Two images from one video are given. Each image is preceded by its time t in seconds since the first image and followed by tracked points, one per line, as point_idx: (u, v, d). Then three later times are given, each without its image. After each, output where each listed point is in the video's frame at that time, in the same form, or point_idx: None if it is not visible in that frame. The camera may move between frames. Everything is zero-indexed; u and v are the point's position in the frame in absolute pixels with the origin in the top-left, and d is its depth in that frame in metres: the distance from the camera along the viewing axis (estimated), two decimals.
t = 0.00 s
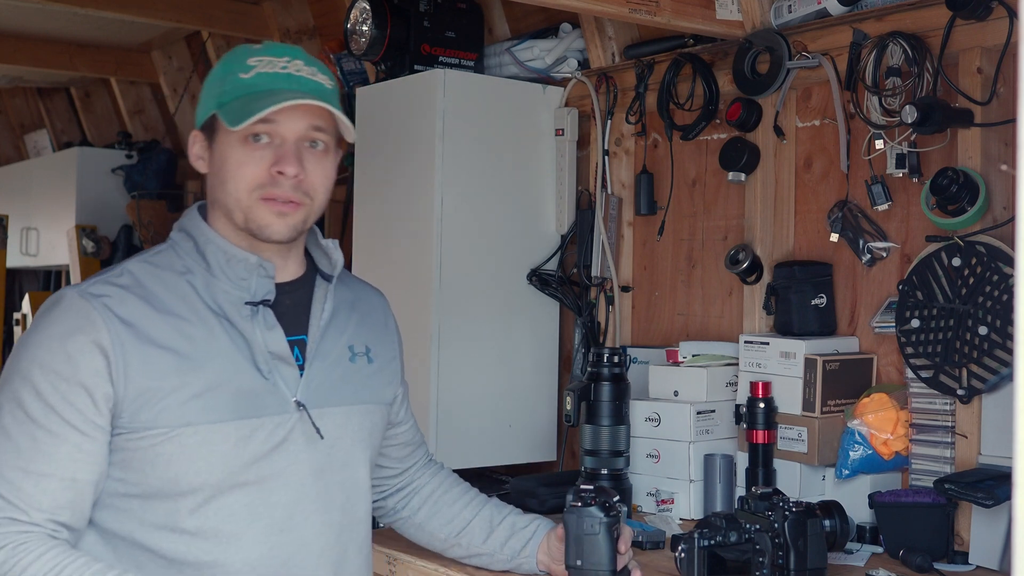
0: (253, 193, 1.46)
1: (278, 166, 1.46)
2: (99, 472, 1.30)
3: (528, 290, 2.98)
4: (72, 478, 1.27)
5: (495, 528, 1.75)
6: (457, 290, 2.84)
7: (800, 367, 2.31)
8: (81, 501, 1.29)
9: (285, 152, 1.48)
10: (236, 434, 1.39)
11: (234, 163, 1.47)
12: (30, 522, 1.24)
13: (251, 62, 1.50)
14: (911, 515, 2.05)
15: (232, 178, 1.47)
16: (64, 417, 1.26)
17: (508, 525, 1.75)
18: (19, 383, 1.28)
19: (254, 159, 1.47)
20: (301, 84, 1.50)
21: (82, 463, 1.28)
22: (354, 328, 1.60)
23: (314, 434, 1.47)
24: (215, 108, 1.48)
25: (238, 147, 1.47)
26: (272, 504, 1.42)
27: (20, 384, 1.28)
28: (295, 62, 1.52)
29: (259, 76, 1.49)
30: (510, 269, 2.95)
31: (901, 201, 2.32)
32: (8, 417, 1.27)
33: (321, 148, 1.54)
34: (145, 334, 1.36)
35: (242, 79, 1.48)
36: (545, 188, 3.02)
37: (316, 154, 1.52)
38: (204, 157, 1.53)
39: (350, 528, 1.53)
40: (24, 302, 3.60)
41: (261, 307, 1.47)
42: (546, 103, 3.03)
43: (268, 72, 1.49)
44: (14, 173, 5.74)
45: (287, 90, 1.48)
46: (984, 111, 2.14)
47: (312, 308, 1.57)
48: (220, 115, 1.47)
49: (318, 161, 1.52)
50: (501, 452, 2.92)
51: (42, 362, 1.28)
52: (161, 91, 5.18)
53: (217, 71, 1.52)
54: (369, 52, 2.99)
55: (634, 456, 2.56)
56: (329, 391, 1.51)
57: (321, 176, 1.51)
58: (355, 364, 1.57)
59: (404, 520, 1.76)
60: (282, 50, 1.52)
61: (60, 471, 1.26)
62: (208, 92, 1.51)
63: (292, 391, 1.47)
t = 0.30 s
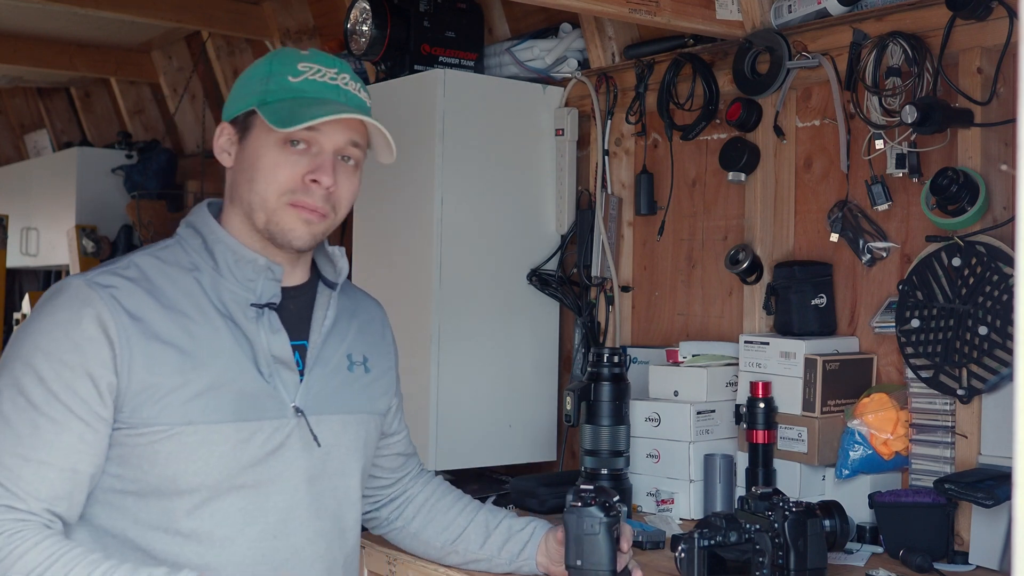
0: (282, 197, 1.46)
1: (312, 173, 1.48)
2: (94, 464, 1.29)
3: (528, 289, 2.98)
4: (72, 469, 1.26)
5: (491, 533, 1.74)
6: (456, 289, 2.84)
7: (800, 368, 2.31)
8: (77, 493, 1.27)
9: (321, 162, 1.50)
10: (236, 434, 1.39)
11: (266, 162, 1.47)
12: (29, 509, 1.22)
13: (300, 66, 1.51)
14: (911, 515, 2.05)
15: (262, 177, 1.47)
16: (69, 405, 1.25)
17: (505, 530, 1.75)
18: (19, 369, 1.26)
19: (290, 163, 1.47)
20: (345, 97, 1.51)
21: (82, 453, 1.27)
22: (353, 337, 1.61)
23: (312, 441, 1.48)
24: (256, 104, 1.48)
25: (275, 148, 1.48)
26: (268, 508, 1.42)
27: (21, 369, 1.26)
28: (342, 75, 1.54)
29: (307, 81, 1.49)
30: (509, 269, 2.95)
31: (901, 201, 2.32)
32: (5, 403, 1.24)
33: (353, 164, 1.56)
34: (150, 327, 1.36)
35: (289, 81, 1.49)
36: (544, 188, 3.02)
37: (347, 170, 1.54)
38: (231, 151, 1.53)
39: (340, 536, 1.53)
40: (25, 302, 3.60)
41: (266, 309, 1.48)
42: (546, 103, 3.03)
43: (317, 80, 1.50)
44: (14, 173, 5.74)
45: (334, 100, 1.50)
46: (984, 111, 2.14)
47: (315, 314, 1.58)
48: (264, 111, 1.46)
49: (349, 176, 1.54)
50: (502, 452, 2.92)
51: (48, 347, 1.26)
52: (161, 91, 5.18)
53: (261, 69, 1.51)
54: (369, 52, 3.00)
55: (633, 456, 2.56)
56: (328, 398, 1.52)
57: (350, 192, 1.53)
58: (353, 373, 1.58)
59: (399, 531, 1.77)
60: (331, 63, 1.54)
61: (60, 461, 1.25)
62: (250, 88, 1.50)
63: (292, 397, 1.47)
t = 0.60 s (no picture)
0: (273, 191, 1.47)
1: (302, 164, 1.48)
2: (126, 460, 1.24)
3: (528, 289, 2.98)
4: (108, 463, 1.21)
5: (487, 523, 1.74)
6: (456, 291, 2.84)
7: (800, 367, 2.31)
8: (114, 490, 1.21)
9: (310, 152, 1.50)
10: (254, 428, 1.40)
11: (253, 161, 1.48)
12: (68, 500, 1.15)
13: (276, 61, 1.51)
14: (911, 515, 2.05)
15: (250, 176, 1.48)
16: (98, 397, 1.22)
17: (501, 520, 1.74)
18: (40, 369, 1.21)
19: (277, 157, 1.48)
20: (325, 87, 1.52)
21: (114, 444, 1.22)
22: (357, 336, 1.62)
23: (324, 436, 1.49)
24: (238, 103, 1.48)
25: (262, 144, 1.48)
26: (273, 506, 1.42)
27: (43, 368, 1.21)
28: (319, 65, 1.54)
29: (285, 74, 1.49)
30: (509, 269, 2.95)
31: (901, 201, 2.32)
32: (31, 404, 1.19)
33: (341, 151, 1.56)
34: (163, 325, 1.36)
35: (267, 76, 1.49)
36: (544, 188, 3.02)
37: (336, 157, 1.55)
38: (219, 153, 1.55)
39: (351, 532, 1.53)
40: (24, 302, 3.60)
41: (274, 305, 1.48)
42: (546, 103, 3.03)
43: (294, 71, 1.50)
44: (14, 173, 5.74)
45: (314, 90, 1.50)
46: (984, 111, 2.14)
47: (320, 313, 1.58)
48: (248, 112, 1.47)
49: (338, 163, 1.55)
50: (502, 453, 2.92)
51: (69, 344, 1.23)
52: (161, 91, 5.18)
53: (238, 68, 1.51)
54: (368, 52, 3.00)
55: (634, 456, 2.56)
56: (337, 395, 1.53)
57: (340, 178, 1.54)
58: (360, 370, 1.59)
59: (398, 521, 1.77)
60: (306, 54, 1.54)
61: (97, 454, 1.20)
62: (229, 88, 1.50)
63: (303, 392, 1.48)
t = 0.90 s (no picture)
0: (289, 195, 1.45)
1: (318, 171, 1.46)
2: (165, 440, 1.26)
3: (528, 289, 2.98)
4: (147, 442, 1.22)
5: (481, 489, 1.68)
6: (456, 292, 2.83)
7: (800, 367, 2.31)
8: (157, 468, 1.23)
9: (325, 160, 1.48)
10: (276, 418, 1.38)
11: (270, 166, 1.46)
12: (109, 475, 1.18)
13: (293, 69, 1.49)
14: (911, 515, 2.05)
15: (269, 179, 1.45)
16: (129, 381, 1.24)
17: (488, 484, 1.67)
18: (71, 368, 1.23)
19: (293, 163, 1.46)
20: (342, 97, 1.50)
21: (150, 426, 1.23)
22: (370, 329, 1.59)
23: (341, 427, 1.44)
24: (256, 111, 1.46)
25: (278, 150, 1.46)
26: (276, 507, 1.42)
27: (72, 367, 1.23)
28: (335, 74, 1.52)
29: (303, 84, 1.47)
30: (509, 269, 2.95)
31: (901, 201, 2.32)
32: (67, 401, 1.21)
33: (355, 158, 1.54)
34: (183, 321, 1.36)
35: (285, 85, 1.47)
36: (545, 189, 3.03)
37: (351, 164, 1.52)
38: (236, 158, 1.52)
39: (379, 519, 1.47)
40: (24, 302, 3.60)
41: (285, 301, 1.48)
42: (546, 103, 3.03)
43: (312, 81, 1.48)
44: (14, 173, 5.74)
45: (331, 100, 1.48)
46: (984, 111, 2.14)
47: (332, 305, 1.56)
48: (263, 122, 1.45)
49: (353, 171, 1.52)
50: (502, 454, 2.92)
51: (95, 340, 1.25)
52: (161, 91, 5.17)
53: (255, 75, 1.49)
54: (369, 52, 3.00)
55: (634, 456, 2.56)
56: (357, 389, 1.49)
57: (355, 185, 1.51)
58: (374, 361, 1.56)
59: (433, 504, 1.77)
60: (323, 63, 1.52)
61: (136, 436, 1.21)
62: (247, 95, 1.48)
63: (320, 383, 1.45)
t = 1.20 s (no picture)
0: (292, 203, 1.44)
1: (319, 180, 1.43)
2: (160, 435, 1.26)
3: (528, 289, 2.98)
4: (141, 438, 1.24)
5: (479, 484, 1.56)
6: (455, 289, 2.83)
7: (800, 367, 2.31)
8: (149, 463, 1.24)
9: (328, 170, 1.45)
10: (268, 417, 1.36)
11: (274, 173, 1.45)
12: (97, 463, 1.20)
13: (302, 77, 1.47)
14: (911, 514, 2.05)
15: (271, 186, 1.45)
16: (125, 378, 1.26)
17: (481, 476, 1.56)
18: (72, 364, 1.27)
19: (296, 172, 1.44)
20: (349, 108, 1.47)
21: (147, 422, 1.25)
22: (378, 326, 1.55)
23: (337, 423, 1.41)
24: (262, 119, 1.45)
25: (282, 159, 1.45)
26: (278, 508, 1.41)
27: (74, 362, 1.27)
28: (346, 83, 1.49)
29: (310, 92, 1.46)
30: (509, 269, 2.95)
31: (901, 201, 2.32)
32: (68, 395, 1.24)
33: (362, 167, 1.50)
34: (183, 321, 1.36)
35: (292, 94, 1.46)
36: (545, 189, 3.03)
37: (356, 173, 1.49)
38: (248, 161, 1.53)
39: (389, 517, 1.45)
40: (24, 303, 3.59)
41: (287, 301, 1.46)
42: (546, 103, 3.03)
43: (320, 90, 1.46)
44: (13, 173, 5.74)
45: (337, 110, 1.45)
46: (984, 111, 2.14)
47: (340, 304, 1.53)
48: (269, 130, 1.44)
49: (358, 179, 1.48)
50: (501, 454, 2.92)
51: (96, 335, 1.28)
52: (161, 91, 5.18)
53: (268, 82, 1.49)
54: (369, 52, 3.00)
55: (634, 456, 2.56)
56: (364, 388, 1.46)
57: (359, 194, 1.47)
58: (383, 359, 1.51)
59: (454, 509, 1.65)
60: (336, 71, 1.49)
61: (129, 429, 1.23)
62: (258, 102, 1.48)
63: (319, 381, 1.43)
